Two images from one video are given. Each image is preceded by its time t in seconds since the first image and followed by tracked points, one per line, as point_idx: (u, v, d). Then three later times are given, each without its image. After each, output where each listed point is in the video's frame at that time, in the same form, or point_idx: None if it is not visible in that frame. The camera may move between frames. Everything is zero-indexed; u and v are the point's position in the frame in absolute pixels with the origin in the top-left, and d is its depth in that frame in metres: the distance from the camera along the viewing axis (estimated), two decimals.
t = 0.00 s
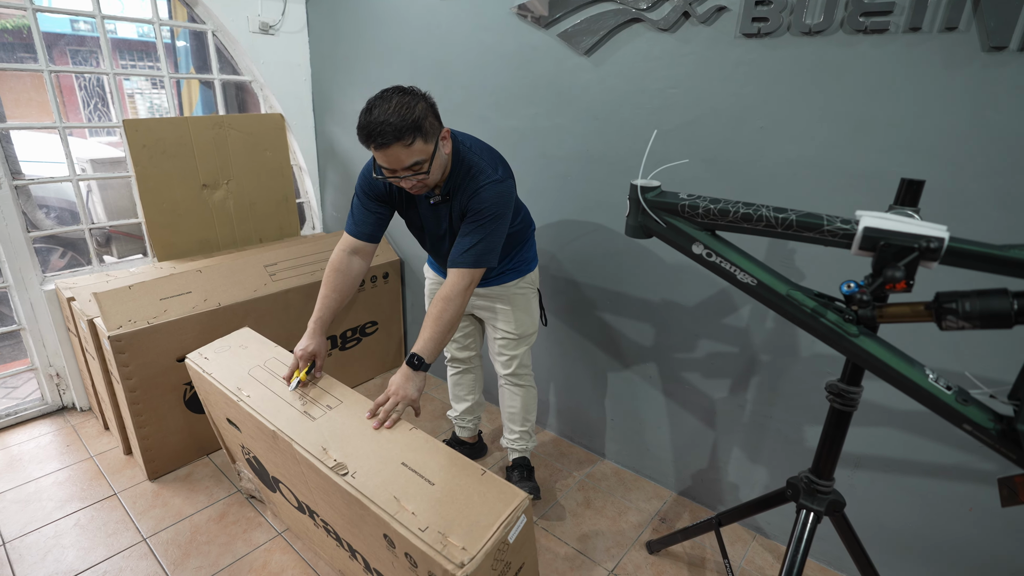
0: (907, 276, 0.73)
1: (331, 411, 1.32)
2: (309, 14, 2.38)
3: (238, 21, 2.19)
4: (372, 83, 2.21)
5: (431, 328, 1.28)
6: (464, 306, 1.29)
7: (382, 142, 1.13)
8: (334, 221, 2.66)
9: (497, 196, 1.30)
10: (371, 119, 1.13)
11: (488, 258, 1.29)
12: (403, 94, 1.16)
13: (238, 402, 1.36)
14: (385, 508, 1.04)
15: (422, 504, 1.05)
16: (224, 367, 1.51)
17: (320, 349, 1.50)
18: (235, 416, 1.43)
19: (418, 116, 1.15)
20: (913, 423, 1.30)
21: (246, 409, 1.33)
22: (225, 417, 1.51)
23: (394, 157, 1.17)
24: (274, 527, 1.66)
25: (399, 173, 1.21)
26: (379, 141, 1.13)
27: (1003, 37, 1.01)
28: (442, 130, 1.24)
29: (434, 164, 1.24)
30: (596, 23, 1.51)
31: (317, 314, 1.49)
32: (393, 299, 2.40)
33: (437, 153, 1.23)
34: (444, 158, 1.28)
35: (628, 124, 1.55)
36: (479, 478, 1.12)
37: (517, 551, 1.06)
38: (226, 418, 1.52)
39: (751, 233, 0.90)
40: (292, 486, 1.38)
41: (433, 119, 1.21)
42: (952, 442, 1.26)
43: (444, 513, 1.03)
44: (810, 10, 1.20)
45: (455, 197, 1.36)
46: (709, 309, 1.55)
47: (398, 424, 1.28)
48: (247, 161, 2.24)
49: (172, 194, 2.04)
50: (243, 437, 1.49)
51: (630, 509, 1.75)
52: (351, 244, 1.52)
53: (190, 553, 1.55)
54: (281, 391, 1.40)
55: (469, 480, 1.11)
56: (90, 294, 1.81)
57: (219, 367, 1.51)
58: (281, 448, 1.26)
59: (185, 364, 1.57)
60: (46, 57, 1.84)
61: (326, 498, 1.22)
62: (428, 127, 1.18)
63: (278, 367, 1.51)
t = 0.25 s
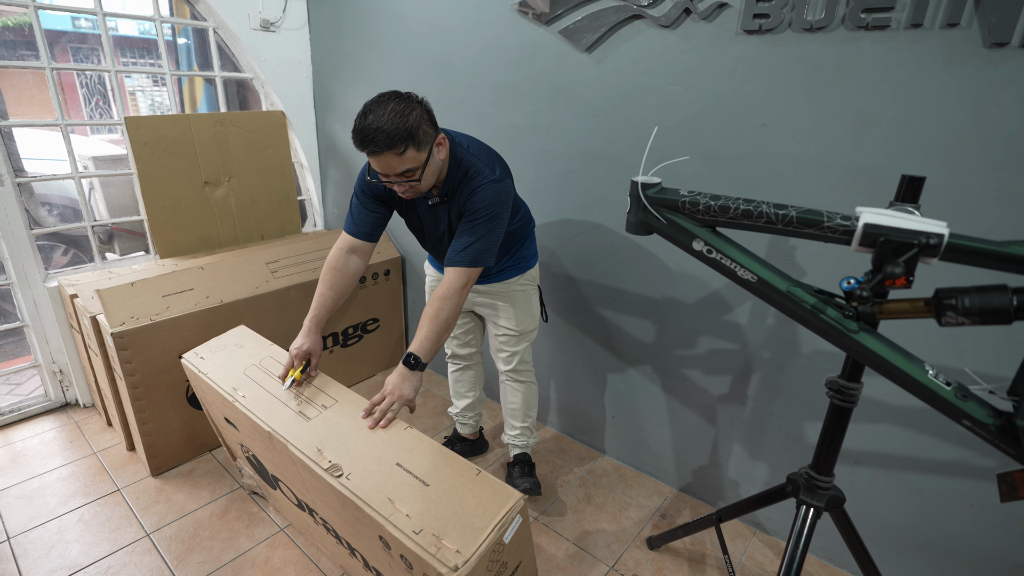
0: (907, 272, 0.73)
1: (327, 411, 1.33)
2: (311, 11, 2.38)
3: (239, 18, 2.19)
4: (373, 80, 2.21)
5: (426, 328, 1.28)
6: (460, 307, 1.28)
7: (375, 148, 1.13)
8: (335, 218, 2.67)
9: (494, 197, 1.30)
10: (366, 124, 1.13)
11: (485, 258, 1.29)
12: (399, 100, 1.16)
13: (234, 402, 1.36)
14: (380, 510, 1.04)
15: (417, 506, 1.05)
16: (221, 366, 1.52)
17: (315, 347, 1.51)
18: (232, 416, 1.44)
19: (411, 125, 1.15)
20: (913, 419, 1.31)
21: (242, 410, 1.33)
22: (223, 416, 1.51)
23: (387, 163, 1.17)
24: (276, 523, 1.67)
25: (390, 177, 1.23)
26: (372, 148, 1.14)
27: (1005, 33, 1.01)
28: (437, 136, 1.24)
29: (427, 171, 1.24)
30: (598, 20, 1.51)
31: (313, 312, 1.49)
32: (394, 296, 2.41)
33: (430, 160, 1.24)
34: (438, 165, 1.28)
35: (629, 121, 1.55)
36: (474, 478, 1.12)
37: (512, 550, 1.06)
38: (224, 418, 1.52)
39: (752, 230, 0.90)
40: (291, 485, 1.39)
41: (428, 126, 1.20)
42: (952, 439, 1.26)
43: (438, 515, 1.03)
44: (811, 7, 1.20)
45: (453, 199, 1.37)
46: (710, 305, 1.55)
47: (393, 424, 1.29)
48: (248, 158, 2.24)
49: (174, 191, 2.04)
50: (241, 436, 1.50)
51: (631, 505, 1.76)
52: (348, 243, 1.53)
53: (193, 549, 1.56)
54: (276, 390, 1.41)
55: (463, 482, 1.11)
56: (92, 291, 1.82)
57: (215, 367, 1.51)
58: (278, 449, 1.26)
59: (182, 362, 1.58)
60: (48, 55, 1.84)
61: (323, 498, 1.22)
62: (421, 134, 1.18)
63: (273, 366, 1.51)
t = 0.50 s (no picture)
0: (909, 269, 0.73)
1: (326, 410, 1.33)
2: (311, 9, 2.38)
3: (240, 16, 2.19)
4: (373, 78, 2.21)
5: (423, 326, 1.27)
6: (456, 303, 1.28)
7: (378, 116, 1.13)
8: (336, 216, 2.67)
9: (489, 192, 1.29)
10: (365, 101, 1.14)
11: (481, 254, 1.29)
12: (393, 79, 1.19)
13: (233, 402, 1.37)
14: (379, 510, 1.04)
15: (416, 506, 1.06)
16: (222, 366, 1.52)
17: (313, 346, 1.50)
18: (232, 415, 1.44)
19: (411, 90, 1.16)
20: (914, 416, 1.31)
21: (241, 410, 1.34)
22: (223, 416, 1.52)
23: (392, 132, 1.15)
24: (279, 520, 1.68)
25: (399, 154, 1.19)
26: (375, 117, 1.13)
27: (1007, 29, 1.01)
28: (434, 113, 1.26)
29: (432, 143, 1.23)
30: (599, 17, 1.51)
31: (311, 311, 1.48)
32: (396, 294, 2.41)
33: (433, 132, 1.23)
34: (439, 142, 1.28)
35: (630, 118, 1.55)
36: (473, 477, 1.13)
37: (512, 550, 1.06)
38: (224, 417, 1.52)
39: (754, 227, 0.90)
40: (292, 483, 1.39)
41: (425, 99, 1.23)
42: (954, 436, 1.26)
43: (438, 515, 1.03)
44: (813, 3, 1.20)
45: (450, 193, 1.37)
46: (711, 303, 1.55)
47: (392, 423, 1.29)
48: (250, 156, 2.24)
49: (175, 190, 2.04)
50: (242, 435, 1.50)
51: (632, 502, 1.76)
52: (346, 241, 1.53)
53: (196, 546, 1.57)
54: (276, 390, 1.41)
55: (462, 482, 1.11)
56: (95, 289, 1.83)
57: (215, 367, 1.52)
58: (277, 449, 1.27)
59: (182, 361, 1.58)
60: (50, 53, 1.84)
61: (323, 497, 1.23)
62: (422, 103, 1.19)
63: (273, 366, 1.51)
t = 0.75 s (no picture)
0: (911, 266, 0.73)
1: (340, 402, 1.33)
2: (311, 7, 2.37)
3: (240, 14, 2.19)
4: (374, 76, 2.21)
5: (426, 316, 1.27)
6: (458, 293, 1.28)
7: (376, 87, 1.15)
8: (336, 214, 2.67)
9: (487, 177, 1.29)
10: (364, 74, 1.18)
11: (481, 241, 1.28)
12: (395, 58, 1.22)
13: (248, 391, 1.37)
14: (395, 494, 1.05)
15: (431, 490, 1.06)
16: (235, 358, 1.52)
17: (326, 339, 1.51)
18: (245, 407, 1.44)
19: (412, 66, 1.19)
20: (916, 414, 1.31)
21: (255, 399, 1.34)
22: (234, 408, 1.52)
23: (388, 103, 1.17)
24: (280, 519, 1.68)
25: (394, 127, 1.20)
26: (373, 87, 1.16)
27: (1011, 25, 1.00)
28: (436, 94, 1.27)
29: (429, 120, 1.24)
30: (599, 14, 1.50)
31: (323, 304, 1.48)
32: (396, 292, 2.41)
33: (430, 109, 1.24)
34: (438, 123, 1.29)
35: (631, 115, 1.54)
36: (487, 466, 1.13)
37: (525, 539, 1.06)
38: (235, 409, 1.53)
39: (756, 224, 0.90)
40: (300, 475, 1.39)
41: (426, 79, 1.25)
42: (956, 433, 1.26)
43: (453, 499, 1.03)
44: None
45: (448, 180, 1.37)
46: (713, 300, 1.55)
47: (406, 414, 1.31)
48: (250, 154, 2.24)
49: (176, 188, 2.04)
50: (252, 428, 1.50)
51: (634, 500, 1.76)
52: (352, 235, 1.52)
53: (198, 544, 1.57)
54: (290, 381, 1.41)
55: (476, 470, 1.12)
56: (96, 288, 1.83)
57: (229, 358, 1.52)
58: (291, 437, 1.27)
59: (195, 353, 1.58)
60: (50, 52, 1.84)
61: (335, 486, 1.22)
62: (421, 80, 1.22)
63: (287, 359, 1.52)
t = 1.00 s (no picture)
0: (912, 265, 0.73)
1: (371, 387, 1.34)
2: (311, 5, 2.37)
3: (240, 13, 2.18)
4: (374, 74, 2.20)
5: (444, 307, 1.28)
6: (473, 283, 1.29)
7: (383, 59, 1.18)
8: (337, 213, 2.67)
9: (492, 163, 1.29)
10: (373, 49, 1.21)
11: (489, 229, 1.29)
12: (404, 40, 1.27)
13: (279, 374, 1.37)
14: (428, 467, 1.06)
15: (462, 465, 1.07)
16: (266, 345, 1.53)
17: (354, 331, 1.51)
18: (270, 393, 1.44)
19: (420, 44, 1.23)
20: (917, 412, 1.31)
21: (286, 381, 1.35)
22: (257, 395, 1.52)
23: (394, 74, 1.19)
24: (282, 517, 1.68)
25: (398, 101, 1.22)
26: (380, 59, 1.19)
27: (1012, 23, 1.00)
28: (442, 77, 1.30)
29: (433, 97, 1.25)
30: (600, 12, 1.50)
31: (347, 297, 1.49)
32: (397, 291, 2.41)
33: (435, 88, 1.26)
34: (442, 104, 1.30)
35: (632, 114, 1.54)
36: (516, 448, 1.14)
37: (548, 523, 1.06)
38: (257, 397, 1.53)
39: (757, 223, 0.89)
40: (317, 463, 1.38)
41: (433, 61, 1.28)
42: (957, 431, 1.26)
43: (484, 474, 1.05)
44: None
45: (451, 167, 1.37)
46: (713, 299, 1.55)
47: (435, 403, 1.30)
48: (251, 153, 2.24)
49: (176, 188, 2.04)
50: (271, 416, 1.50)
51: (635, 498, 1.76)
52: (366, 229, 1.54)
53: (200, 543, 1.57)
54: (320, 368, 1.42)
55: (506, 449, 1.13)
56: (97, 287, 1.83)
57: (259, 344, 1.53)
58: (320, 420, 1.28)
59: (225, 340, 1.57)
60: (50, 52, 1.84)
61: (360, 469, 1.22)
62: (428, 59, 1.25)
63: (316, 350, 1.51)
